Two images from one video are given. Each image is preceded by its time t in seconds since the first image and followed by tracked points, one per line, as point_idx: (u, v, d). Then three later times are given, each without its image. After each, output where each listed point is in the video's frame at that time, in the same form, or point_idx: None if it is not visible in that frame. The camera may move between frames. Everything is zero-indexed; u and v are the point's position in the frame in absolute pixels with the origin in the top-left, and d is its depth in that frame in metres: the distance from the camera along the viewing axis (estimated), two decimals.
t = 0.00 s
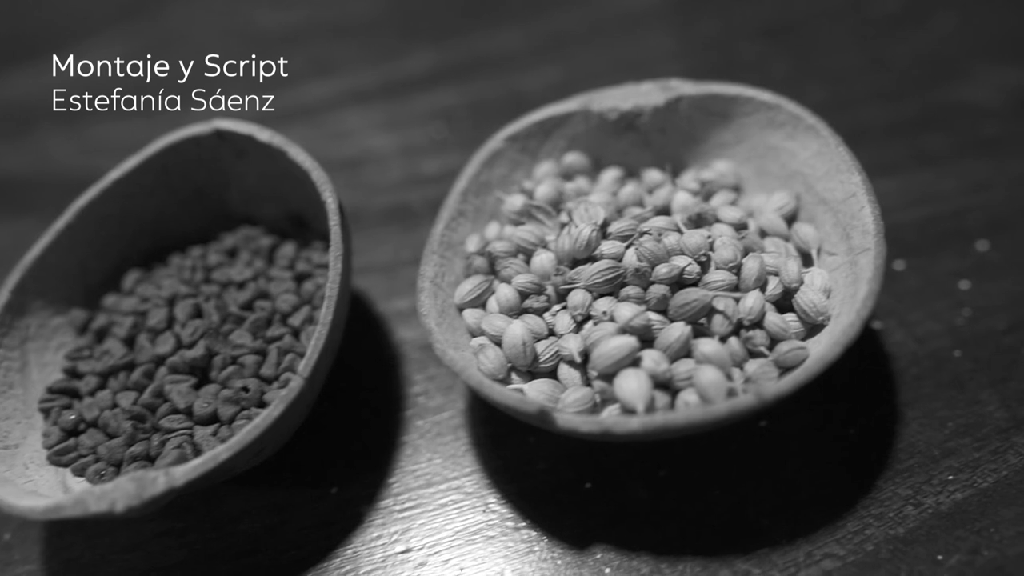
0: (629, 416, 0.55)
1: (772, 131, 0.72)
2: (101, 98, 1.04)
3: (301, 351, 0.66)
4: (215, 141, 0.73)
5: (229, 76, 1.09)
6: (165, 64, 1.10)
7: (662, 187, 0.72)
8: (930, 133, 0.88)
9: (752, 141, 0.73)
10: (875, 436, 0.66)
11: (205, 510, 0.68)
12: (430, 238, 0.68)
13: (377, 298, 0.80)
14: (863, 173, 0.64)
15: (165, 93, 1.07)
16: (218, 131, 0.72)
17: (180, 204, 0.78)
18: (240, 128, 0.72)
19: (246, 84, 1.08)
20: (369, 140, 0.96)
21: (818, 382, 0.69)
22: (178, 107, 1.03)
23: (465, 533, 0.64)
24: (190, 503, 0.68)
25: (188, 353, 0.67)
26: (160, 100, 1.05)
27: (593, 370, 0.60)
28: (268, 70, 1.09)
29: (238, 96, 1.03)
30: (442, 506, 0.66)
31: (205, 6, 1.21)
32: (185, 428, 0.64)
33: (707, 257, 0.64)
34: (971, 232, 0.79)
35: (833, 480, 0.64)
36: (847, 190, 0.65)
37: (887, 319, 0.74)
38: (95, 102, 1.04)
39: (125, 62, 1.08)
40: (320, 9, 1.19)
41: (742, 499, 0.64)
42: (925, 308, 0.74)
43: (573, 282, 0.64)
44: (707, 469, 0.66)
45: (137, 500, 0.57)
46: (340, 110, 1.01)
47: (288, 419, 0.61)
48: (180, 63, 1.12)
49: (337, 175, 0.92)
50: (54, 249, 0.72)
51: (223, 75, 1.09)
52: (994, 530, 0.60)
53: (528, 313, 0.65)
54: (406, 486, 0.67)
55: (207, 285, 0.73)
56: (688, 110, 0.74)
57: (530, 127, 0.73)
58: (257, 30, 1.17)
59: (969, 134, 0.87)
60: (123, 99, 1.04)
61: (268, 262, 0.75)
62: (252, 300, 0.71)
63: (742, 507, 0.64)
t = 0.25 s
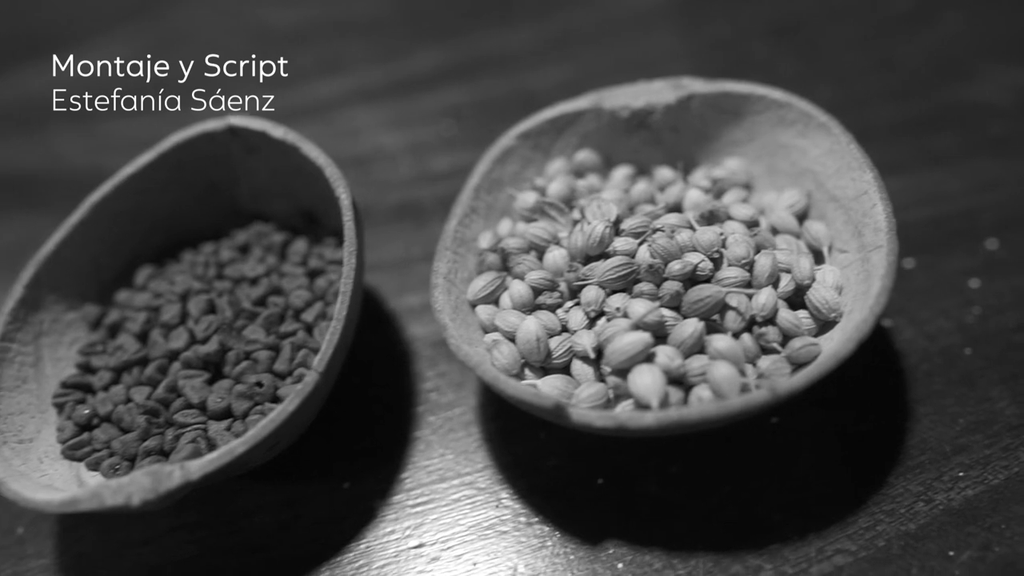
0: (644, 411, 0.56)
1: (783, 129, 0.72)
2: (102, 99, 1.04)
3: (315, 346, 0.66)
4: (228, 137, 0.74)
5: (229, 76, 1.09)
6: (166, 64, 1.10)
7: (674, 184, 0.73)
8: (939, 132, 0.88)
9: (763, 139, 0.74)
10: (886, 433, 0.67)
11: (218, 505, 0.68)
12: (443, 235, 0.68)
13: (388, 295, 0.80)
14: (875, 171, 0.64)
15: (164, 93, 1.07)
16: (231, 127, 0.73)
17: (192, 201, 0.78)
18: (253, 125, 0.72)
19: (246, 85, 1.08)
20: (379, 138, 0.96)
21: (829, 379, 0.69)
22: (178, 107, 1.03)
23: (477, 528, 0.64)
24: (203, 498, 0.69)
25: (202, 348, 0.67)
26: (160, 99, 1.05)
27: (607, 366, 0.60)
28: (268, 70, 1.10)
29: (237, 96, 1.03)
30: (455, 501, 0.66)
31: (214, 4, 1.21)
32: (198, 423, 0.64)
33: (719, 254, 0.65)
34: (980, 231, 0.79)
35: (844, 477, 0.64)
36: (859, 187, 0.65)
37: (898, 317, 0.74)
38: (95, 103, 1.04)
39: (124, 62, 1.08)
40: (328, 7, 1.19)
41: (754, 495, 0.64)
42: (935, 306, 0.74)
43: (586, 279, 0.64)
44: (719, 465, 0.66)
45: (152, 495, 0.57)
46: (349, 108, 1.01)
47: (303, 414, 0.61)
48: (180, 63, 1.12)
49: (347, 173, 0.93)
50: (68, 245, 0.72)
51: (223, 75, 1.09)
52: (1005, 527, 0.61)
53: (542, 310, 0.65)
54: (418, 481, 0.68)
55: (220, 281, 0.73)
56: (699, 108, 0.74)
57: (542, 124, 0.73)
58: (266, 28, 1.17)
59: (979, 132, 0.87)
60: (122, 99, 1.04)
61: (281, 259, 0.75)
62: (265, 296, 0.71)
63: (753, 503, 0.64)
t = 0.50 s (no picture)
0: (659, 407, 0.56)
1: (795, 128, 0.72)
2: (102, 98, 1.05)
3: (328, 342, 0.67)
4: (241, 134, 0.74)
5: (229, 76, 1.09)
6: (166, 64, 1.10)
7: (685, 183, 0.73)
8: (949, 131, 0.88)
9: (775, 137, 0.74)
10: (897, 430, 0.67)
11: (230, 500, 0.68)
12: (456, 232, 0.68)
13: (399, 292, 0.80)
14: (887, 169, 0.64)
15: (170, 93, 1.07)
16: (245, 124, 0.73)
17: (204, 198, 0.78)
18: (267, 122, 0.72)
19: (246, 85, 1.08)
20: (388, 136, 0.97)
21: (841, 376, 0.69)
22: (178, 107, 1.03)
23: (489, 524, 0.65)
24: (215, 493, 0.69)
25: (216, 344, 0.68)
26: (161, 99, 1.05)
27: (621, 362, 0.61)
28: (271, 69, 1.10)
29: (237, 95, 1.04)
30: (467, 497, 0.66)
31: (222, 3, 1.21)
32: (212, 419, 0.64)
33: (732, 252, 0.65)
34: (990, 230, 0.79)
35: (856, 474, 0.65)
36: (871, 186, 0.65)
37: (908, 316, 0.74)
38: (95, 102, 1.05)
39: (124, 62, 1.09)
40: (337, 5, 1.19)
41: (766, 491, 0.65)
42: (945, 305, 0.74)
43: (599, 276, 0.65)
44: (731, 462, 0.66)
45: (168, 489, 0.57)
46: (358, 107, 1.02)
47: (317, 409, 0.62)
48: (181, 63, 1.12)
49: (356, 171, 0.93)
50: (81, 241, 0.72)
51: (223, 75, 1.10)
52: (1017, 524, 0.61)
53: (555, 306, 0.65)
54: (431, 478, 0.68)
55: (233, 277, 0.73)
56: (710, 106, 0.74)
57: (554, 122, 0.74)
58: (276, 26, 1.17)
59: (988, 131, 0.87)
60: (122, 99, 1.04)
61: (293, 255, 0.75)
62: (278, 292, 0.71)
63: (765, 500, 0.64)
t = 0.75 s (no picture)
0: (675, 404, 0.56)
1: (807, 128, 0.73)
2: (101, 100, 1.06)
3: (343, 339, 0.67)
4: (255, 132, 0.74)
5: (230, 76, 1.09)
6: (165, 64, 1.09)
7: (698, 182, 0.73)
8: (960, 131, 0.88)
9: (787, 137, 0.74)
10: (909, 428, 0.67)
11: (244, 496, 0.69)
12: (470, 230, 0.69)
13: (411, 289, 0.81)
14: (900, 169, 0.65)
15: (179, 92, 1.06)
16: (259, 122, 0.73)
17: (218, 196, 0.79)
18: (282, 120, 0.72)
19: (246, 84, 1.09)
20: (399, 135, 0.97)
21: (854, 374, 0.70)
22: (177, 107, 1.02)
23: (503, 520, 0.65)
24: (229, 489, 0.69)
25: (231, 340, 0.68)
26: (158, 100, 1.04)
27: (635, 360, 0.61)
28: (277, 68, 1.10)
29: (237, 95, 1.03)
30: (481, 494, 0.67)
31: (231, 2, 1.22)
32: (228, 415, 0.65)
33: (746, 250, 0.65)
34: (1000, 229, 0.79)
35: (869, 472, 0.65)
36: (884, 185, 0.66)
37: (919, 315, 0.74)
38: (95, 103, 1.06)
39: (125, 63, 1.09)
40: (346, 5, 1.19)
41: (779, 489, 0.65)
42: (956, 304, 0.75)
43: (614, 273, 0.65)
44: (744, 459, 0.67)
45: (185, 485, 0.58)
46: (369, 106, 1.02)
47: (333, 405, 0.62)
48: (185, 63, 1.12)
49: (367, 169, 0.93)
50: (96, 238, 0.73)
51: (223, 75, 1.09)
52: None
53: (569, 304, 0.65)
54: (444, 474, 0.68)
55: (247, 274, 0.73)
56: (723, 106, 0.75)
57: (567, 121, 0.74)
58: (285, 23, 1.18)
59: (999, 131, 0.88)
60: (121, 99, 1.05)
61: (306, 253, 0.75)
62: (292, 289, 0.71)
63: (778, 497, 0.64)
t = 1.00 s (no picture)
0: (691, 402, 0.56)
1: (819, 128, 0.73)
2: (102, 99, 1.06)
3: (358, 337, 0.67)
4: (270, 130, 0.75)
5: (231, 76, 1.10)
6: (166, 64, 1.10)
7: (710, 182, 0.74)
8: (969, 132, 0.89)
9: (799, 137, 0.74)
10: (921, 428, 0.67)
11: (258, 493, 0.69)
12: (485, 229, 0.69)
13: (423, 288, 0.81)
14: (913, 169, 0.65)
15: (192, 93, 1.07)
16: (274, 121, 0.74)
17: (231, 195, 0.79)
18: (297, 118, 0.73)
19: (246, 84, 1.10)
20: (409, 135, 0.97)
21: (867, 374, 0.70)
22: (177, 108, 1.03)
23: (517, 518, 0.65)
24: (243, 486, 0.69)
25: (246, 338, 0.68)
26: (158, 99, 1.06)
27: (650, 358, 0.61)
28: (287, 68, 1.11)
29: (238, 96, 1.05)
30: (495, 492, 0.67)
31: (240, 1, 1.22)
32: (243, 412, 0.65)
33: (760, 249, 0.66)
34: (1011, 230, 0.80)
35: (882, 471, 0.65)
36: (897, 185, 0.66)
37: (931, 315, 0.75)
38: (95, 102, 1.07)
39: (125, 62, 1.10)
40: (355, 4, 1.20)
41: (792, 487, 0.65)
42: (967, 304, 0.75)
43: (628, 272, 0.65)
44: (757, 458, 0.67)
45: (202, 482, 0.58)
46: (379, 105, 1.02)
47: (350, 403, 0.62)
48: (197, 62, 1.13)
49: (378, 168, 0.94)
50: (111, 236, 0.73)
51: (225, 76, 1.11)
52: None
53: (584, 302, 0.66)
54: (459, 472, 0.68)
55: (261, 273, 0.74)
56: (736, 106, 0.75)
57: (580, 121, 0.74)
58: (294, 22, 1.18)
59: (1008, 132, 0.88)
60: (122, 99, 1.06)
61: (320, 251, 0.76)
62: (307, 287, 0.72)
63: (791, 496, 0.65)
